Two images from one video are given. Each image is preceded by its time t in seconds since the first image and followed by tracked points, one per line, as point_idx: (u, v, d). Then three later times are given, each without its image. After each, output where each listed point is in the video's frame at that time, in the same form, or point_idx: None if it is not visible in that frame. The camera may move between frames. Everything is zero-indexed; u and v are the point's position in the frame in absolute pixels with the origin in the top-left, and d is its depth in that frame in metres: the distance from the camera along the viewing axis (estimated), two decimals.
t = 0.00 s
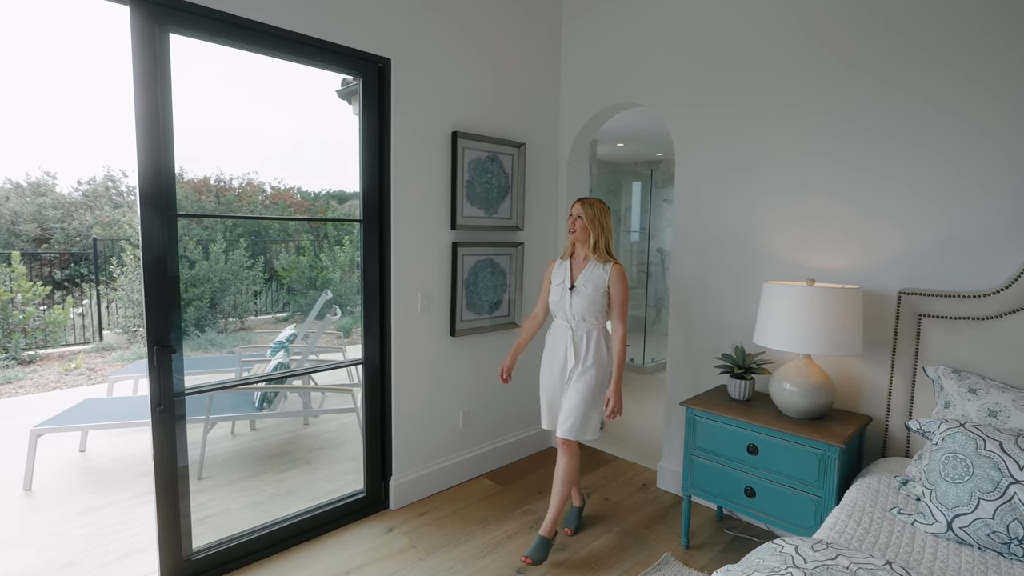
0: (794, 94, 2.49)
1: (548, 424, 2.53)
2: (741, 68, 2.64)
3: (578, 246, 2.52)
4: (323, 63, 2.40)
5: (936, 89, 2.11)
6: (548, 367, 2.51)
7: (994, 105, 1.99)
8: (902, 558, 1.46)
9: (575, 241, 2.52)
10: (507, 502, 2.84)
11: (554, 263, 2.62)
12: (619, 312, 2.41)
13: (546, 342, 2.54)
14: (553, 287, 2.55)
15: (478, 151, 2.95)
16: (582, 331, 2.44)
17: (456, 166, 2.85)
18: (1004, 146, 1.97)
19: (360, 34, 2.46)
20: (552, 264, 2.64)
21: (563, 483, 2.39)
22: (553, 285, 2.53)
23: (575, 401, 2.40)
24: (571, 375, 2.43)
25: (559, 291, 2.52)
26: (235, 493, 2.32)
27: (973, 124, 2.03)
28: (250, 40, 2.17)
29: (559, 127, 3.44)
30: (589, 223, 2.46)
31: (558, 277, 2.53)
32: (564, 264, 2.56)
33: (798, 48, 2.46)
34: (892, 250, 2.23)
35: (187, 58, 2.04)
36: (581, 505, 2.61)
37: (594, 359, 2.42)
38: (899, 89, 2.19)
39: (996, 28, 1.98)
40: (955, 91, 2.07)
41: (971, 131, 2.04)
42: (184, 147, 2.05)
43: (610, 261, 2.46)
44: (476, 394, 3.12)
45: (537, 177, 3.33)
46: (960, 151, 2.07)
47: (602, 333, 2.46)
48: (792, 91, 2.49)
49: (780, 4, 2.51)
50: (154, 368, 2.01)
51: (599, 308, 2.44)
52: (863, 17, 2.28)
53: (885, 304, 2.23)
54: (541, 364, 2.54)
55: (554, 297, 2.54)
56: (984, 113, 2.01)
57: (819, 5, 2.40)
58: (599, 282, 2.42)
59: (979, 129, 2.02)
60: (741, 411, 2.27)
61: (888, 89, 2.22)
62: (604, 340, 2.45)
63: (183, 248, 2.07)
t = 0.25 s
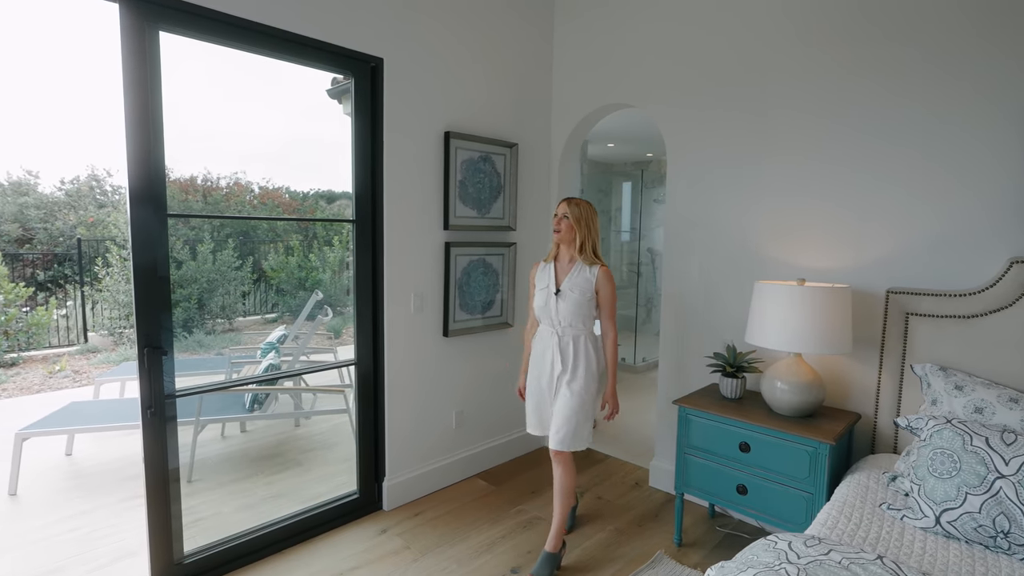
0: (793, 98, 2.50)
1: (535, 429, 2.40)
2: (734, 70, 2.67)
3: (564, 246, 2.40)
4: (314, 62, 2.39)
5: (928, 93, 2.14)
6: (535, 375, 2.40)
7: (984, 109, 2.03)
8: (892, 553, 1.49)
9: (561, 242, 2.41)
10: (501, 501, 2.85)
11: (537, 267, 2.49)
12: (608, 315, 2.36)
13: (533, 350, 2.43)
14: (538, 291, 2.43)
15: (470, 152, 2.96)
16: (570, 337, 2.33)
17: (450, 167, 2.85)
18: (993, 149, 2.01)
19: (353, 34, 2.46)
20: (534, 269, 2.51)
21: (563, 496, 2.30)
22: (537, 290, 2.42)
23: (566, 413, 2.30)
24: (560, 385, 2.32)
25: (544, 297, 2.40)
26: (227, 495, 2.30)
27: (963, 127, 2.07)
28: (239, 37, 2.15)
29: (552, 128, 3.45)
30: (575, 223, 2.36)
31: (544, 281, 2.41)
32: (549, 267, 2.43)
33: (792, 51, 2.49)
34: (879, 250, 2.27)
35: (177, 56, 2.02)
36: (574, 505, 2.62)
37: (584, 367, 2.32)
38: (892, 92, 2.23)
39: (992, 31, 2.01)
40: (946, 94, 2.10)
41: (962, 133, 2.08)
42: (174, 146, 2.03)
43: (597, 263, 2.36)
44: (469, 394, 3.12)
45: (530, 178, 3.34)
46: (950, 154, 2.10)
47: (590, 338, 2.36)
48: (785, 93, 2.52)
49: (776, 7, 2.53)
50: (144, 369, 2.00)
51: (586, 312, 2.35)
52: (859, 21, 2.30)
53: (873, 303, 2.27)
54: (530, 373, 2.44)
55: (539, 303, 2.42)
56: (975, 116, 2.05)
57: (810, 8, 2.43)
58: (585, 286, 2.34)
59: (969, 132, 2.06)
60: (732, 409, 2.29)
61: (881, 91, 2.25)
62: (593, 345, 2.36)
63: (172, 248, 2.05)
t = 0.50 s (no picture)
0: (783, 99, 2.52)
1: (515, 431, 2.38)
2: (725, 70, 2.68)
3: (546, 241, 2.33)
4: (304, 61, 2.37)
5: (915, 93, 2.17)
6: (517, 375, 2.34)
7: (970, 109, 2.05)
8: (882, 551, 1.50)
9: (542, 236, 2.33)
10: (494, 502, 2.85)
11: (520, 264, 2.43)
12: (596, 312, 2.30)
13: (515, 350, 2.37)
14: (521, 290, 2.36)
15: (463, 152, 2.95)
16: (551, 338, 2.25)
17: (442, 167, 2.85)
18: (979, 149, 2.04)
19: (345, 34, 2.45)
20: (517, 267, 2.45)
21: (555, 501, 2.27)
22: (519, 288, 2.35)
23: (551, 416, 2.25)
24: (543, 388, 2.26)
25: (525, 296, 2.33)
26: (218, 498, 2.29)
27: (951, 128, 2.09)
28: (228, 36, 2.13)
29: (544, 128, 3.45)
30: (555, 216, 2.27)
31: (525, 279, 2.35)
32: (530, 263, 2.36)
33: (782, 52, 2.51)
34: (869, 251, 2.29)
35: (167, 54, 2.00)
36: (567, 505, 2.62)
37: (569, 369, 2.26)
38: (880, 93, 2.25)
39: (979, 32, 2.03)
40: (932, 95, 2.13)
41: (948, 134, 2.10)
42: (163, 145, 2.01)
43: (582, 260, 2.28)
44: (462, 394, 3.12)
45: (523, 178, 3.34)
46: (938, 155, 2.13)
47: (575, 338, 2.29)
48: (775, 94, 2.54)
49: (766, 9, 2.55)
50: (134, 371, 1.98)
51: (570, 312, 2.28)
52: (846, 23, 2.33)
53: (863, 302, 2.29)
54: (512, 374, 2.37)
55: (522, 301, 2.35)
56: (961, 117, 2.07)
57: (801, 10, 2.45)
58: (569, 284, 2.26)
59: (955, 133, 2.09)
60: (724, 408, 2.30)
61: (869, 92, 2.28)
62: (578, 346, 2.29)
63: (164, 249, 2.04)
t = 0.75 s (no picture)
0: (778, 98, 2.52)
1: (490, 439, 2.21)
2: (720, 69, 2.69)
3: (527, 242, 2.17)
4: (300, 60, 2.37)
5: (908, 91, 2.18)
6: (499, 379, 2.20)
7: (964, 107, 2.06)
8: (878, 548, 1.50)
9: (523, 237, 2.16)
10: (491, 501, 2.84)
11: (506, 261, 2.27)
12: (574, 316, 2.03)
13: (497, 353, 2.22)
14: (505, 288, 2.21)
15: (459, 151, 2.95)
16: (527, 339, 2.09)
17: (438, 165, 2.85)
18: (972, 147, 2.05)
19: (340, 32, 2.44)
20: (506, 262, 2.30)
21: (550, 506, 2.20)
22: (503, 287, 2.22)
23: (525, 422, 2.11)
24: (518, 392, 2.12)
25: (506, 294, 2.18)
26: (214, 498, 2.28)
27: (945, 127, 2.10)
28: (223, 34, 2.12)
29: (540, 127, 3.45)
30: (531, 217, 2.09)
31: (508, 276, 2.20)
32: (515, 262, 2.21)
33: (776, 50, 2.51)
34: (863, 249, 2.30)
35: (160, 52, 1.99)
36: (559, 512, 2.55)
37: (545, 374, 2.08)
38: (874, 91, 2.26)
39: (972, 27, 2.04)
40: (926, 93, 2.14)
41: (941, 132, 2.11)
42: (157, 143, 2.00)
43: (562, 259, 2.05)
44: (459, 394, 3.11)
45: (519, 177, 3.34)
46: (932, 154, 2.13)
47: (553, 342, 2.09)
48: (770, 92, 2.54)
49: (761, 9, 2.55)
50: (128, 371, 1.97)
51: (546, 312, 2.07)
52: (841, 22, 2.33)
53: (858, 301, 2.29)
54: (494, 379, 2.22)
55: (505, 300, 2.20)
56: (955, 115, 2.08)
57: (796, 9, 2.45)
58: (545, 283, 2.05)
59: (948, 131, 2.09)
60: (720, 407, 2.30)
61: (863, 90, 2.28)
62: (556, 349, 2.10)
63: (159, 248, 2.03)
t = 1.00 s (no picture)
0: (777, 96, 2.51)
1: (469, 444, 2.09)
2: (719, 68, 2.68)
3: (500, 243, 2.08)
4: (298, 57, 2.36)
5: (906, 90, 2.17)
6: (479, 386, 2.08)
7: (962, 106, 2.06)
8: (877, 545, 1.50)
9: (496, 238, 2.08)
10: (490, 500, 2.83)
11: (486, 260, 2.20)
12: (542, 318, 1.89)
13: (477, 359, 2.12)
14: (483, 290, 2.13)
15: (457, 149, 2.94)
16: (500, 342, 2.01)
17: (436, 163, 2.83)
18: (971, 145, 2.04)
19: (338, 29, 2.43)
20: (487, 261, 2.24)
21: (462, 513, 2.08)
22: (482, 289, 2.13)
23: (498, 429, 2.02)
24: (491, 397, 2.03)
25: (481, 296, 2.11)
26: (210, 497, 2.26)
27: (944, 125, 2.09)
28: (220, 30, 2.11)
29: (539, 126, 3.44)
30: (501, 217, 2.00)
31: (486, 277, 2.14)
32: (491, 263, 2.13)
33: (775, 48, 2.50)
34: (863, 247, 2.29)
35: (157, 48, 1.98)
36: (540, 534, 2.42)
37: (517, 379, 1.99)
38: (872, 89, 2.25)
39: (972, 32, 2.03)
40: (924, 91, 2.13)
41: (940, 130, 2.10)
42: (153, 140, 1.98)
43: (531, 259, 1.95)
44: (457, 393, 3.10)
45: (517, 175, 3.33)
46: (931, 151, 2.13)
47: (526, 344, 2.00)
48: (768, 91, 2.53)
49: (759, 8, 2.55)
50: (123, 368, 1.96)
51: (519, 314, 1.98)
52: (840, 20, 2.32)
53: (858, 299, 2.29)
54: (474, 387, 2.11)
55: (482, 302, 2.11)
56: (954, 113, 2.07)
57: (794, 7, 2.45)
58: (517, 284, 1.96)
59: (945, 130, 2.09)
60: (719, 405, 2.30)
61: (862, 88, 2.28)
62: (529, 353, 2.00)
63: (156, 246, 2.02)
